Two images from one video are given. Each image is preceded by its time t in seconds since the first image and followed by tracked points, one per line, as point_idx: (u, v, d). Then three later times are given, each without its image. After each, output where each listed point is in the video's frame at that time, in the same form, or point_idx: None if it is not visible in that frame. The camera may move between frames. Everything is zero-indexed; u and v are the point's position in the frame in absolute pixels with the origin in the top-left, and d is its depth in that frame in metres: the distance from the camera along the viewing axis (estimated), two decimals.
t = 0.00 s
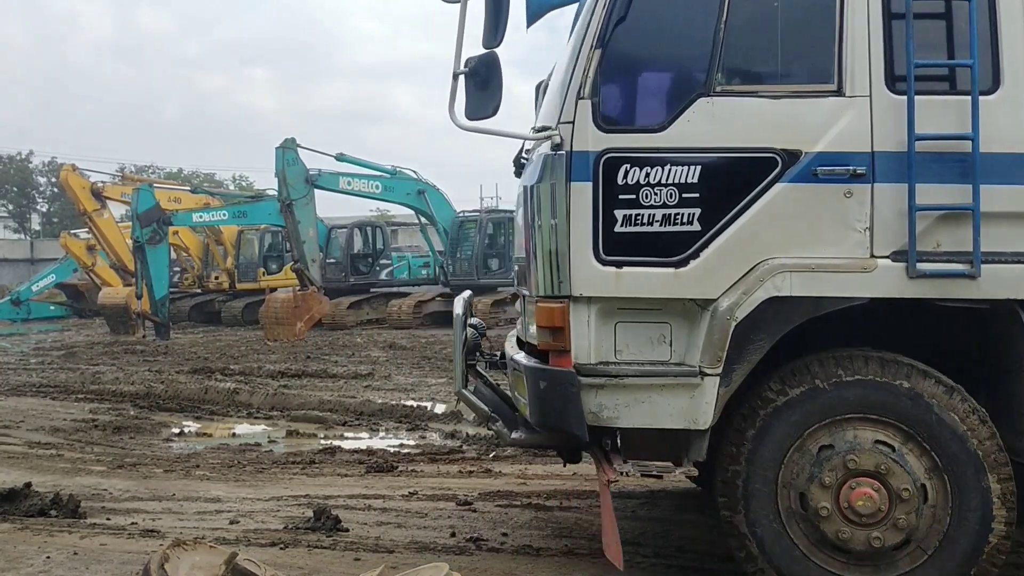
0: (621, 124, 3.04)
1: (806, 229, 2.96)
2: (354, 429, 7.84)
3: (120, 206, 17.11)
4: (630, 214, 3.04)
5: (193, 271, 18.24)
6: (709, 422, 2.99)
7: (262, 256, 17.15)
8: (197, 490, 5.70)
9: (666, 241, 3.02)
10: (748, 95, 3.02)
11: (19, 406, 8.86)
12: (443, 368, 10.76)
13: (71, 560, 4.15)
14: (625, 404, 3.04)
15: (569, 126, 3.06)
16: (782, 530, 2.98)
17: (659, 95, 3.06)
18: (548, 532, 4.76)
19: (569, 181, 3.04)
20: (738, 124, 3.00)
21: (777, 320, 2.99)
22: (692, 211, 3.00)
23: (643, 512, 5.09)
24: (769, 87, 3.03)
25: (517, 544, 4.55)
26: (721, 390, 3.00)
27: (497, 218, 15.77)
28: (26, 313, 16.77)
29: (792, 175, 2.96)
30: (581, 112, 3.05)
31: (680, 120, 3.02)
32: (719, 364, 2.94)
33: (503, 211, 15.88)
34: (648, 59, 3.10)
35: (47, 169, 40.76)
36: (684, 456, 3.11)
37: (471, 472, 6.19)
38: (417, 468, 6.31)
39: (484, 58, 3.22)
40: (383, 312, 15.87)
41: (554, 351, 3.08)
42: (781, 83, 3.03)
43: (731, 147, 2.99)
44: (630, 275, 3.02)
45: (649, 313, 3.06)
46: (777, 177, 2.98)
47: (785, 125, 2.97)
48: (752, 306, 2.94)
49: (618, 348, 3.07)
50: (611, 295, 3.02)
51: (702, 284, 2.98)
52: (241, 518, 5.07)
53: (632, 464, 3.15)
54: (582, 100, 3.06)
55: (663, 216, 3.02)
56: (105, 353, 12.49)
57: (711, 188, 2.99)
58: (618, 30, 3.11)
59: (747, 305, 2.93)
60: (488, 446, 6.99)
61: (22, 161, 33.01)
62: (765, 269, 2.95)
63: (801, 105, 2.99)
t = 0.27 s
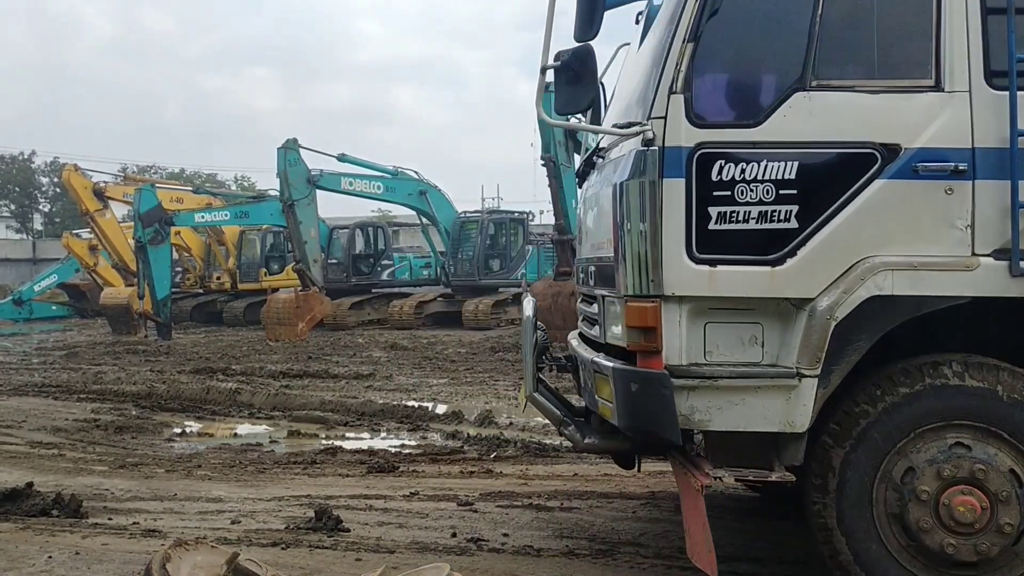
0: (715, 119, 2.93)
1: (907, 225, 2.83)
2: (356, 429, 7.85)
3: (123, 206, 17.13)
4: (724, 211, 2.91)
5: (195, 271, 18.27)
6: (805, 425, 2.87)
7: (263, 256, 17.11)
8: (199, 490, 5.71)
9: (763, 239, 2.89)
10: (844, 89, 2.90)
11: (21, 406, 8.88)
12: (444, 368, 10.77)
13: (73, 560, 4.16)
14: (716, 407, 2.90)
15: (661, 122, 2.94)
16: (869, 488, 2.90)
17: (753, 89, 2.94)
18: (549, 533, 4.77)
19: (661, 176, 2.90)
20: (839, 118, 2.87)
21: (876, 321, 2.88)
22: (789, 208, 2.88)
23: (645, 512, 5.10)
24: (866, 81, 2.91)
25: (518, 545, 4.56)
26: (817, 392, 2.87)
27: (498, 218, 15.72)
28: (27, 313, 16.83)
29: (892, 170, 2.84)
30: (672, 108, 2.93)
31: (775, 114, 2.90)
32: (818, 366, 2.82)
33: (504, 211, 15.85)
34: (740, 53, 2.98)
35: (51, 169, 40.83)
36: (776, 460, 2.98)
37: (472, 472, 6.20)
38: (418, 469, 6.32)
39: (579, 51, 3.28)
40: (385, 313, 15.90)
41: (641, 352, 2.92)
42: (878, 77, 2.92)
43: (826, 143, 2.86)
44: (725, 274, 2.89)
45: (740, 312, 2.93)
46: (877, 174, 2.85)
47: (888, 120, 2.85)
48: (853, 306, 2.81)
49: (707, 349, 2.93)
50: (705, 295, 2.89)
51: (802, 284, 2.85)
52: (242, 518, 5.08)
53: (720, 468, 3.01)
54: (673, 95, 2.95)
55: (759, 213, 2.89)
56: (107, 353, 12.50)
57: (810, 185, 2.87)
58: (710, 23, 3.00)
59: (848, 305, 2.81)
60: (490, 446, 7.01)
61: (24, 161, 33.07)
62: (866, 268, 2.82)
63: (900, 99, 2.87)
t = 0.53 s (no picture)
0: (820, 120, 2.79)
1: (1018, 229, 2.72)
2: (357, 429, 7.84)
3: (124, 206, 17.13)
4: (829, 215, 2.77)
5: (197, 272, 18.27)
6: (912, 436, 2.74)
7: (265, 256, 17.06)
8: (199, 490, 5.71)
9: (868, 244, 2.75)
10: (952, 90, 2.79)
11: (21, 406, 8.87)
12: (445, 368, 10.76)
13: (73, 560, 4.15)
14: (818, 418, 2.77)
15: (763, 122, 2.79)
16: (986, 470, 2.79)
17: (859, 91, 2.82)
18: (551, 533, 4.75)
19: (763, 179, 2.76)
20: (947, 119, 2.75)
21: (984, 329, 2.76)
22: (896, 212, 2.75)
23: (647, 513, 5.09)
24: (974, 83, 2.81)
25: (519, 545, 4.54)
26: (925, 402, 2.74)
27: (498, 218, 15.66)
28: (28, 313, 16.84)
29: (1002, 174, 2.73)
30: (776, 108, 2.79)
31: (883, 116, 2.78)
32: (926, 376, 2.69)
33: (505, 211, 15.81)
34: (844, 53, 2.86)
35: (52, 169, 40.84)
36: (876, 471, 2.84)
37: (473, 472, 6.19)
38: (419, 469, 6.31)
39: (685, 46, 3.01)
40: (385, 313, 15.92)
41: (739, 360, 2.78)
42: (984, 79, 2.82)
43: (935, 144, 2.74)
44: (830, 281, 2.75)
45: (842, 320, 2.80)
46: (987, 176, 2.73)
47: (996, 122, 2.74)
48: (963, 314, 2.68)
49: (806, 358, 2.79)
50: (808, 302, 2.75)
51: (910, 291, 2.72)
52: (243, 518, 5.07)
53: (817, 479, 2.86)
54: (777, 95, 2.81)
55: (867, 217, 2.75)
56: (108, 353, 12.50)
57: (918, 189, 2.74)
58: (813, 21, 2.86)
59: (958, 312, 2.68)
60: (491, 446, 7.00)
61: (25, 161, 33.07)
62: (978, 275, 2.69)
63: (1010, 101, 2.77)
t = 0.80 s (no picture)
0: (920, 122, 2.73)
1: None
2: (358, 429, 7.85)
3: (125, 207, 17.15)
4: (931, 220, 2.71)
5: (197, 272, 18.30)
6: (1018, 446, 2.68)
7: (265, 256, 17.07)
8: (200, 490, 5.72)
9: (971, 249, 2.70)
10: None
11: (23, 406, 8.89)
12: (446, 369, 10.78)
13: (75, 561, 4.17)
14: (920, 428, 2.70)
15: (864, 125, 2.74)
16: None
17: (959, 93, 2.77)
18: (552, 533, 4.77)
19: (865, 184, 2.70)
20: None
21: None
22: (1001, 217, 2.69)
23: (646, 513, 5.11)
24: None
25: (520, 545, 4.56)
26: None
27: (498, 219, 15.66)
28: (29, 313, 16.87)
29: None
30: (876, 110, 2.74)
31: (985, 118, 2.72)
32: None
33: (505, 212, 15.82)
34: (941, 54, 2.81)
35: (52, 169, 40.89)
36: (976, 480, 2.80)
37: (474, 472, 6.20)
38: (420, 469, 6.32)
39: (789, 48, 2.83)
40: (386, 313, 15.95)
41: (838, 370, 2.72)
42: None
43: None
44: (933, 287, 2.68)
45: (944, 326, 2.74)
46: None
47: None
48: None
49: (905, 366, 2.74)
50: (911, 309, 2.69)
51: (1016, 297, 2.66)
52: (244, 518, 5.08)
53: (913, 490, 2.79)
54: (876, 97, 2.75)
55: (970, 221, 2.70)
56: (110, 354, 12.53)
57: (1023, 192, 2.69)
58: (913, 21, 2.80)
59: None
60: (492, 446, 7.01)
61: (25, 161, 33.09)
62: None
63: None
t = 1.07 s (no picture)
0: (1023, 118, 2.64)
1: None
2: (358, 430, 7.84)
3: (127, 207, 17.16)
4: None
5: (198, 272, 18.30)
6: None
7: (266, 256, 17.08)
8: (201, 491, 5.72)
9: None
10: None
11: (23, 406, 8.89)
12: (448, 369, 10.77)
13: (75, 561, 4.17)
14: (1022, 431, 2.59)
15: (964, 121, 2.65)
16: None
17: None
18: (553, 534, 4.76)
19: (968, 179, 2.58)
20: None
21: None
22: None
23: (647, 513, 5.11)
24: None
25: (521, 546, 4.55)
26: None
27: (499, 219, 15.64)
28: (30, 314, 16.88)
29: None
30: (976, 107, 2.65)
31: None
32: None
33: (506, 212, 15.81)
34: None
35: (53, 169, 40.91)
36: None
37: (474, 473, 6.19)
38: (420, 469, 6.32)
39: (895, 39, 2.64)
40: (387, 313, 15.97)
41: (938, 372, 2.57)
42: None
43: None
44: None
45: None
46: None
47: None
48: None
49: (1004, 368, 2.59)
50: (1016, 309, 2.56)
51: None
52: (244, 518, 5.08)
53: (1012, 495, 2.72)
54: (977, 94, 2.67)
55: None
56: (111, 354, 12.54)
57: None
58: (1013, 17, 2.72)
59: None
60: (493, 447, 7.00)
61: (27, 162, 33.08)
62: None
63: None
